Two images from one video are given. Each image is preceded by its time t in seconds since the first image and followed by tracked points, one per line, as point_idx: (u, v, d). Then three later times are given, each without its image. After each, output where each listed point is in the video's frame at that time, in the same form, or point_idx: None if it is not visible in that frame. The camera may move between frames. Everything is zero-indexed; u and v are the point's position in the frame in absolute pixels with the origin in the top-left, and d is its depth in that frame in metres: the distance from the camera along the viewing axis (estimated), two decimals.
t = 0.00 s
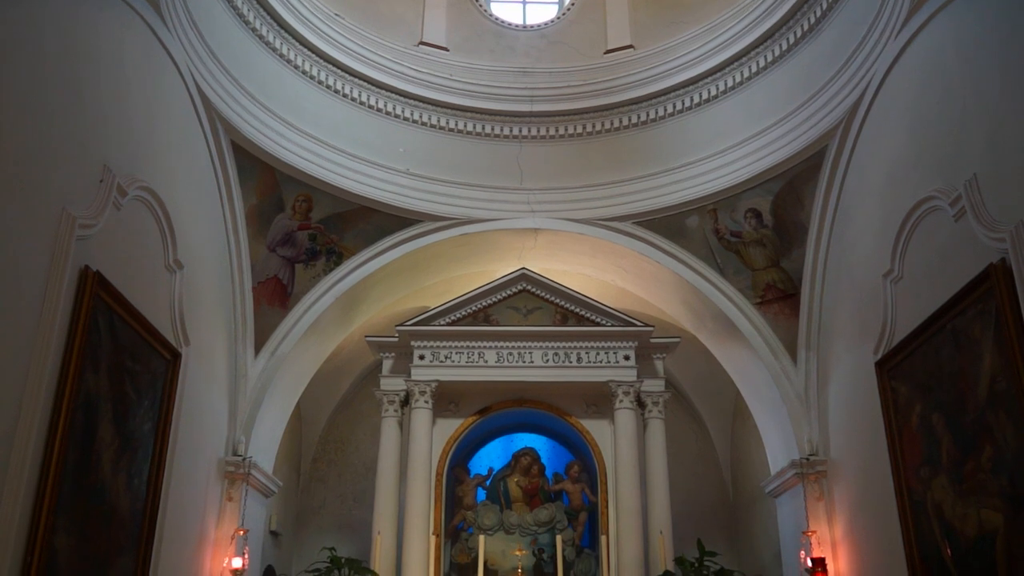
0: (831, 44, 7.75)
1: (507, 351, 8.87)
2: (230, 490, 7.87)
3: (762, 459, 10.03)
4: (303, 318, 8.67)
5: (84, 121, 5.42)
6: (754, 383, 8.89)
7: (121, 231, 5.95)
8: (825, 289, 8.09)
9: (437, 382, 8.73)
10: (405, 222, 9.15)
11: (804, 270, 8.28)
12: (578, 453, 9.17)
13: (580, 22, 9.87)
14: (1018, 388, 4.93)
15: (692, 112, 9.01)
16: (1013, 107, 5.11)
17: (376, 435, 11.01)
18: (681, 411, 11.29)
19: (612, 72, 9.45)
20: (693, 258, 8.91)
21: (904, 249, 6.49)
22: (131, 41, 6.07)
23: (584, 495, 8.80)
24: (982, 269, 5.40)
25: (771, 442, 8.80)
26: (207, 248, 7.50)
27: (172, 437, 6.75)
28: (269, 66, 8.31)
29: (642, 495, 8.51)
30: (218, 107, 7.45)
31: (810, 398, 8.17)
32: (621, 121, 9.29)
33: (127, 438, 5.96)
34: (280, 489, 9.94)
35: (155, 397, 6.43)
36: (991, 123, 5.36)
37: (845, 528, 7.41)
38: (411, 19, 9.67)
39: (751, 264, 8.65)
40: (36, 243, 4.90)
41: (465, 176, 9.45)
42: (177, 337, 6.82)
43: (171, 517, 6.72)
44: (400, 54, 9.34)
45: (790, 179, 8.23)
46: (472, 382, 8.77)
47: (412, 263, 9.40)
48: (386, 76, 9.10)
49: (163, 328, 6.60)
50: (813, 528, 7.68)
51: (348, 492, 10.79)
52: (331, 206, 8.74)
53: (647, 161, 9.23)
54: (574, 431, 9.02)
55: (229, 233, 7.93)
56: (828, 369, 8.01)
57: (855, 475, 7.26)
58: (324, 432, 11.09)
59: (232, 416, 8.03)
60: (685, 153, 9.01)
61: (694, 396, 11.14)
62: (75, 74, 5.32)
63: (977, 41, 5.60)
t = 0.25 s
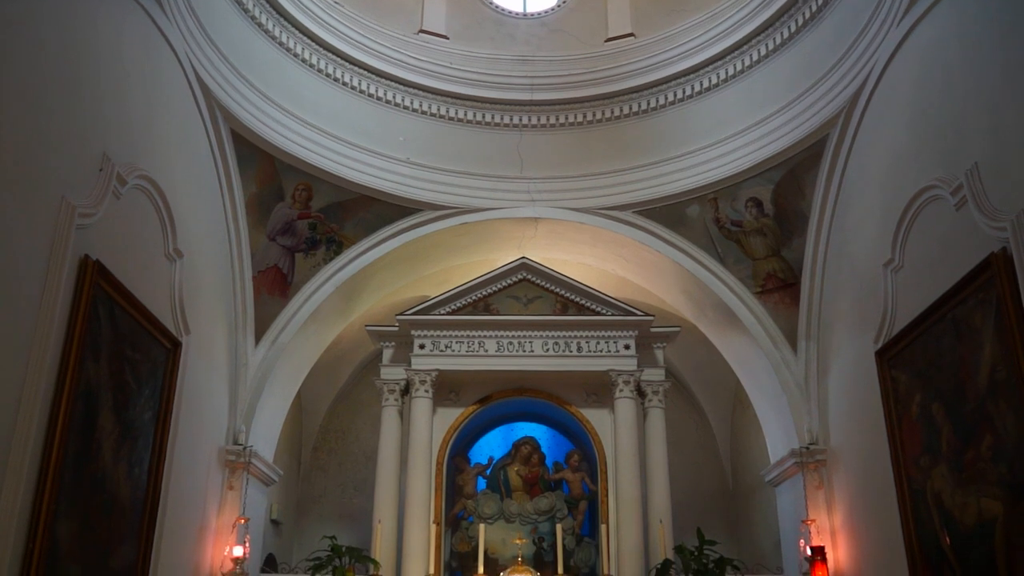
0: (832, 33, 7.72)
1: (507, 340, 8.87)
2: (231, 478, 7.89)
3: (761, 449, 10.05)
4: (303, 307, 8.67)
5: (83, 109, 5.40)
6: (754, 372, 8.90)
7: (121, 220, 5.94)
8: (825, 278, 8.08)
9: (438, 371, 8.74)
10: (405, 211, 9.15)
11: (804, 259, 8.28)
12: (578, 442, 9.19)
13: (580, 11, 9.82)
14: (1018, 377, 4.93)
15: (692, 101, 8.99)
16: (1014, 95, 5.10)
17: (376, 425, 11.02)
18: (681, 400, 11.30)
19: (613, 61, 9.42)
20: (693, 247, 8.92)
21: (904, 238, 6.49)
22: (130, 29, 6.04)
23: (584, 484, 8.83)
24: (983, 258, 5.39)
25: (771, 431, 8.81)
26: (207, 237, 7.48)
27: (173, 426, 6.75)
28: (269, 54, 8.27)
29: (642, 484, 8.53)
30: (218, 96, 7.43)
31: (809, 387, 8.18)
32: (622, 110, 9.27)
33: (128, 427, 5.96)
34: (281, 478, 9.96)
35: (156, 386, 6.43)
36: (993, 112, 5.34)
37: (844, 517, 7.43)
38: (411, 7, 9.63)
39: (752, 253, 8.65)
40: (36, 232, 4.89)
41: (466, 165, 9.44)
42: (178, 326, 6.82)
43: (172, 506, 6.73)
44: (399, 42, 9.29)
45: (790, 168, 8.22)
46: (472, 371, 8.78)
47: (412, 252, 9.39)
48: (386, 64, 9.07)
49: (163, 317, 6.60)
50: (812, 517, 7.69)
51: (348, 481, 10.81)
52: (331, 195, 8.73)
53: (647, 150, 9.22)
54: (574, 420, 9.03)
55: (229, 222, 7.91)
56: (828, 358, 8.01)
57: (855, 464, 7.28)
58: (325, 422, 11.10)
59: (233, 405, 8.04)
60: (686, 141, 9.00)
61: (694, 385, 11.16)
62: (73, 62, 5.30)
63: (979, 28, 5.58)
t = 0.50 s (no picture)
0: (833, 22, 7.67)
1: (507, 330, 8.88)
2: (232, 468, 7.91)
3: (761, 438, 10.07)
4: (303, 296, 8.67)
5: (81, 99, 5.38)
6: (754, 361, 8.91)
7: (120, 209, 5.93)
8: (825, 268, 8.08)
9: (438, 361, 8.74)
10: (405, 200, 9.14)
11: (804, 248, 8.27)
12: (578, 431, 9.21)
13: None
14: (1018, 366, 4.93)
15: (693, 90, 8.96)
16: (1015, 85, 5.08)
17: (377, 414, 11.04)
18: (681, 389, 11.31)
19: (613, 50, 9.37)
20: (693, 236, 8.92)
21: (905, 228, 6.48)
22: (128, 17, 6.01)
23: (584, 473, 8.85)
24: (984, 248, 5.38)
25: (771, 420, 8.83)
26: (206, 227, 7.48)
27: (173, 415, 6.76)
28: (269, 43, 8.23)
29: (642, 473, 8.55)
30: (217, 85, 7.40)
31: (809, 376, 8.19)
32: (622, 99, 9.24)
33: (128, 416, 5.97)
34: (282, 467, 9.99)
35: (156, 376, 6.44)
36: (994, 101, 5.32)
37: (844, 505, 7.45)
38: None
39: (752, 242, 8.65)
40: (36, 222, 4.88)
41: (466, 154, 9.43)
42: (178, 316, 6.83)
43: (173, 495, 6.74)
44: (399, 31, 9.19)
45: (791, 158, 8.20)
46: (472, 361, 8.78)
47: (412, 242, 9.39)
48: (386, 53, 9.02)
49: (163, 307, 6.60)
50: (812, 506, 7.71)
51: (349, 470, 10.84)
52: (331, 184, 8.72)
53: (647, 139, 9.21)
54: (574, 410, 9.05)
55: (229, 212, 7.90)
56: (828, 348, 8.02)
57: (854, 453, 7.29)
58: (326, 411, 11.12)
59: (233, 394, 8.05)
60: (686, 131, 8.98)
61: (694, 374, 11.17)
62: (70, 51, 5.27)
63: (981, 17, 5.55)
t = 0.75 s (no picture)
0: (835, 10, 7.63)
1: (507, 319, 8.88)
2: (232, 457, 7.93)
3: (761, 427, 10.09)
4: (303, 286, 8.68)
5: (79, 87, 5.36)
6: (754, 351, 8.91)
7: (120, 198, 5.92)
8: (825, 257, 8.07)
9: (438, 350, 8.75)
10: (405, 189, 9.13)
11: (804, 237, 8.27)
12: (578, 421, 9.22)
13: None
14: (1018, 355, 4.94)
15: (694, 79, 8.92)
16: (1017, 73, 5.06)
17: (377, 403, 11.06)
18: (681, 379, 11.32)
19: (613, 38, 9.32)
20: (693, 225, 8.92)
21: (905, 217, 6.47)
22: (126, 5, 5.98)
23: (584, 462, 8.87)
24: (985, 237, 5.38)
25: (770, 409, 8.84)
26: (206, 217, 7.47)
27: (174, 405, 6.77)
28: (268, 32, 8.19)
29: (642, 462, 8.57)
30: (217, 74, 7.38)
31: (809, 365, 8.20)
32: (622, 88, 9.21)
33: (129, 405, 5.98)
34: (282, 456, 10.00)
35: (156, 365, 6.44)
36: (996, 90, 5.30)
37: (843, 494, 7.46)
38: None
39: (752, 232, 8.64)
40: (35, 211, 4.88)
41: (466, 143, 9.41)
42: (178, 305, 6.83)
43: (174, 484, 6.76)
44: (399, 19, 9.18)
45: (792, 147, 8.18)
46: (472, 350, 8.79)
47: (412, 231, 9.38)
48: (386, 41, 8.98)
49: (163, 296, 6.59)
50: (811, 495, 7.73)
51: (349, 460, 10.86)
52: (331, 173, 8.70)
53: (648, 128, 9.18)
54: (574, 399, 9.06)
55: (229, 201, 7.89)
56: (828, 337, 8.02)
57: (853, 442, 7.31)
58: (326, 400, 11.13)
59: (233, 383, 8.05)
60: (687, 120, 8.96)
61: (694, 363, 11.18)
62: (69, 40, 5.25)
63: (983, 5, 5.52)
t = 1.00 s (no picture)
0: None
1: (507, 308, 8.88)
2: (233, 446, 7.94)
3: (761, 416, 10.11)
4: (303, 275, 8.68)
5: (78, 77, 5.34)
6: (754, 340, 8.92)
7: (119, 187, 5.91)
8: (826, 246, 8.07)
9: (438, 339, 8.76)
10: (405, 178, 9.12)
11: (805, 226, 8.26)
12: (578, 410, 9.23)
13: None
14: (1018, 344, 4.94)
15: (695, 68, 8.88)
16: (1019, 62, 5.04)
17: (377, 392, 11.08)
18: (681, 368, 11.33)
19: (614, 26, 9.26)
20: (693, 214, 8.91)
21: (906, 205, 6.46)
22: None
23: (584, 451, 8.89)
24: (985, 226, 5.37)
25: (770, 398, 8.86)
26: (206, 206, 7.46)
27: (174, 394, 6.78)
28: (268, 21, 8.14)
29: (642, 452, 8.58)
30: (216, 63, 7.35)
31: (809, 354, 8.21)
32: (623, 77, 9.17)
33: (129, 394, 5.99)
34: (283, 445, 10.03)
35: (157, 354, 6.45)
36: (998, 78, 5.28)
37: (842, 483, 7.48)
38: None
39: (753, 221, 8.63)
40: (35, 199, 4.87)
41: (466, 132, 9.39)
42: (178, 294, 6.83)
43: (175, 473, 6.78)
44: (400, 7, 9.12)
45: (793, 135, 8.16)
46: (472, 339, 8.80)
47: (412, 220, 9.38)
48: (386, 30, 8.94)
49: (163, 285, 6.60)
50: (810, 484, 7.76)
51: (350, 448, 10.89)
52: (331, 162, 8.69)
53: (649, 117, 9.16)
54: (574, 388, 9.07)
55: (229, 190, 7.88)
56: (828, 326, 8.02)
57: (853, 431, 7.32)
58: (327, 389, 11.15)
59: (234, 372, 8.06)
60: (688, 108, 8.93)
61: (694, 353, 11.18)
62: (67, 28, 5.22)
63: None
